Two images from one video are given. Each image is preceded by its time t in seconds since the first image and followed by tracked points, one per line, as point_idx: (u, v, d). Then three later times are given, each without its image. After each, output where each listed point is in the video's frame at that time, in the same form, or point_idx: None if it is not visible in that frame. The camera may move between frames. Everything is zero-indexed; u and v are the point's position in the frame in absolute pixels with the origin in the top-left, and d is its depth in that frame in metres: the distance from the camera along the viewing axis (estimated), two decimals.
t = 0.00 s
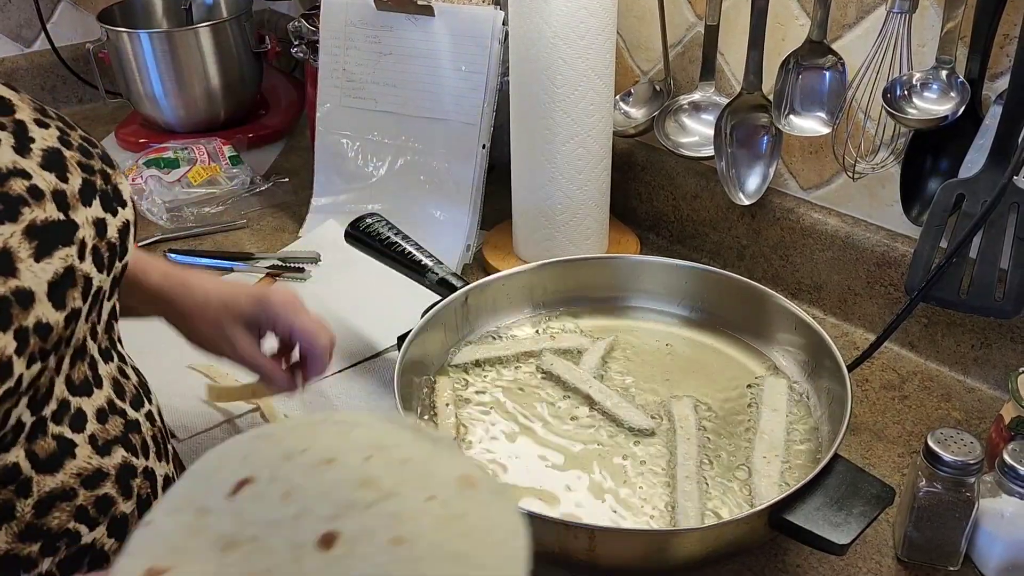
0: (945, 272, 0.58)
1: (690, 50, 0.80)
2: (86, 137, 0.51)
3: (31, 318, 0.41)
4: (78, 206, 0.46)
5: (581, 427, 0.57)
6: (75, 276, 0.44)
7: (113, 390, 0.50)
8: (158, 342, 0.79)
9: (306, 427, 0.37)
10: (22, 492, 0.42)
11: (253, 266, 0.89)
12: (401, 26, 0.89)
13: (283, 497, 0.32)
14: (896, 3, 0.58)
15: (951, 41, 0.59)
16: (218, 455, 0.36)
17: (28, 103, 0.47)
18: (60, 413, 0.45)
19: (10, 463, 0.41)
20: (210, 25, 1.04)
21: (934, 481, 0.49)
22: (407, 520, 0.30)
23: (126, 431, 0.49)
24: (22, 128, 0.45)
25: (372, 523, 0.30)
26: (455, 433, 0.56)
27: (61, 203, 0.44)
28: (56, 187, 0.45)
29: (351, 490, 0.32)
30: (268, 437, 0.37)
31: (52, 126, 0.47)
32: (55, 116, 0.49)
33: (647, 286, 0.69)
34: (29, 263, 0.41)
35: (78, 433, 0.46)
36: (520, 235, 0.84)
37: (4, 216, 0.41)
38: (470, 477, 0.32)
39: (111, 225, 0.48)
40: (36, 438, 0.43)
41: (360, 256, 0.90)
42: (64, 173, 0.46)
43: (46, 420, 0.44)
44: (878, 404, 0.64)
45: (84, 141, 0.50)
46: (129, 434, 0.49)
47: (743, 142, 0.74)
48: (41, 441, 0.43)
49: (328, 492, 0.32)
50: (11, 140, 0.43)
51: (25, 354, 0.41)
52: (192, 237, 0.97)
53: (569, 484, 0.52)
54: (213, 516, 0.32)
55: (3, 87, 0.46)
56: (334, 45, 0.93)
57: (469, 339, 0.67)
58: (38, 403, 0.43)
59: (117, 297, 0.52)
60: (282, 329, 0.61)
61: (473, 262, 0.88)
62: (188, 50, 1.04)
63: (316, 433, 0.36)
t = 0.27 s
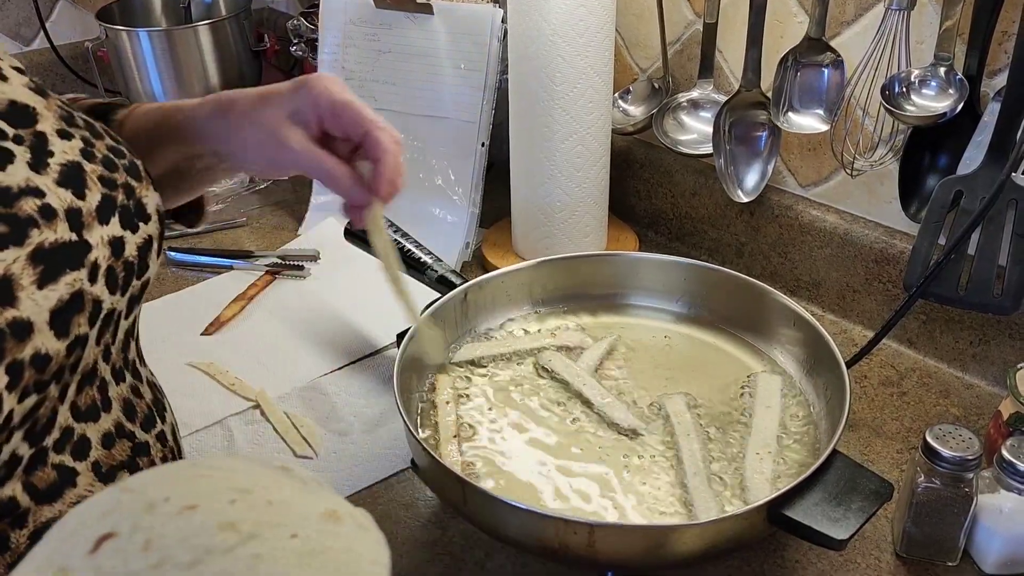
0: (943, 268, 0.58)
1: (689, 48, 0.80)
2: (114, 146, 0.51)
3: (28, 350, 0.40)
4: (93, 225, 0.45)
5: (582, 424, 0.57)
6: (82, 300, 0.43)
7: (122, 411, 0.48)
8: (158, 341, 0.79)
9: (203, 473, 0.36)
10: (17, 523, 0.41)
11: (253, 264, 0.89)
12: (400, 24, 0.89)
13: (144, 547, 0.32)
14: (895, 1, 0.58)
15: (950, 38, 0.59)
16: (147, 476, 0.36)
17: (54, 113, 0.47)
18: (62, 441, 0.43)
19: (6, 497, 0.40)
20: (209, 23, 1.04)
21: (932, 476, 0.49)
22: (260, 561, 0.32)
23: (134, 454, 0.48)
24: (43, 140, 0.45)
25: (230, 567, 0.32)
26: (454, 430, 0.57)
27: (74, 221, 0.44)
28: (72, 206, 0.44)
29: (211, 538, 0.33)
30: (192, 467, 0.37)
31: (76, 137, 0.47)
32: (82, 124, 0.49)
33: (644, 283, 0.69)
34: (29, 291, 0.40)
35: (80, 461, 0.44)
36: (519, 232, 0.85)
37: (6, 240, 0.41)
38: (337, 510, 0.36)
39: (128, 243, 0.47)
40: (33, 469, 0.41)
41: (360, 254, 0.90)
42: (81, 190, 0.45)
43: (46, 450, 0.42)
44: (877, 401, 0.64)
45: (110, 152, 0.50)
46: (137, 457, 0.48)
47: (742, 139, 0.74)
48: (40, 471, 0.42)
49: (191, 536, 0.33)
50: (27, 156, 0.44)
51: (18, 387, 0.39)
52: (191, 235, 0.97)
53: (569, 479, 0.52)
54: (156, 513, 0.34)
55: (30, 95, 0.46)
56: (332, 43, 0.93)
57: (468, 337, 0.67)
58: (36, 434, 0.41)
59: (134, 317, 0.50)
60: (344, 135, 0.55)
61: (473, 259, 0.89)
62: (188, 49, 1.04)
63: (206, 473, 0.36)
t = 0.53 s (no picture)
0: (941, 264, 0.58)
1: (686, 45, 0.80)
2: (138, 152, 0.47)
3: (20, 375, 0.38)
4: (104, 241, 0.43)
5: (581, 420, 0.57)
6: (84, 319, 0.41)
7: (125, 422, 0.45)
8: (154, 339, 0.79)
9: (189, 494, 0.37)
10: (12, 542, 0.39)
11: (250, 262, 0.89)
12: (397, 21, 0.89)
13: (127, 566, 0.34)
14: None
15: (947, 34, 0.59)
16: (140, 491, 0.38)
17: (78, 116, 0.44)
18: (62, 460, 0.42)
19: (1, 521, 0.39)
20: (206, 21, 1.04)
21: (929, 473, 0.49)
22: None
23: (136, 463, 0.45)
24: (61, 147, 0.42)
25: None
26: (451, 427, 0.57)
27: (84, 237, 0.42)
28: (83, 220, 0.42)
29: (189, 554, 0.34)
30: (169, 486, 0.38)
31: (98, 144, 0.44)
32: (105, 128, 0.46)
33: (641, 280, 0.68)
34: (27, 314, 0.38)
35: (78, 477, 0.42)
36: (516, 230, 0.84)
37: (5, 260, 0.38)
38: (315, 532, 0.36)
39: (141, 260, 0.45)
40: (31, 491, 0.40)
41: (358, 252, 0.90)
42: (96, 205, 0.43)
43: (43, 472, 0.40)
44: (874, 397, 0.65)
45: (133, 160, 0.46)
46: (139, 467, 0.46)
47: (740, 137, 0.74)
48: (38, 492, 0.40)
49: (168, 556, 0.34)
50: (43, 165, 0.41)
51: (7, 414, 0.38)
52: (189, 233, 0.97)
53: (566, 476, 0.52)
54: (139, 533, 0.35)
55: (54, 95, 0.43)
56: (329, 41, 0.93)
57: (465, 335, 0.67)
58: (27, 458, 0.40)
59: (141, 327, 0.47)
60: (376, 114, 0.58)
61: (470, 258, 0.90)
62: (185, 47, 1.04)
63: (193, 495, 0.37)
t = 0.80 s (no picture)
0: (935, 258, 0.57)
1: (680, 39, 0.80)
2: (120, 141, 0.45)
3: (12, 371, 0.36)
4: (90, 232, 0.40)
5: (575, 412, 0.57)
6: (74, 312, 0.39)
7: (121, 421, 0.44)
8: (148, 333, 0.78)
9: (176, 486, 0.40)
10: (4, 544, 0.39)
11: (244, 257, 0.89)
12: (391, 15, 0.89)
13: (112, 556, 0.36)
14: None
15: (941, 28, 0.59)
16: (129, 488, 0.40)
17: (55, 106, 0.42)
18: (55, 458, 0.40)
19: None
20: (198, 14, 1.03)
21: (923, 466, 0.49)
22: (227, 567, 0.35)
23: (131, 464, 0.45)
24: (39, 139, 0.40)
25: (198, 572, 0.35)
26: (444, 420, 0.57)
27: (68, 229, 0.39)
28: (66, 211, 0.39)
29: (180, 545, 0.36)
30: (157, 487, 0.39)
31: (77, 133, 0.42)
32: (85, 118, 0.44)
33: (635, 274, 0.68)
34: (14, 309, 0.36)
35: (73, 476, 0.42)
36: (511, 223, 0.84)
37: None
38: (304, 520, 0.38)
39: (128, 249, 0.42)
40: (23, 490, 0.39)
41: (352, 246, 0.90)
42: (78, 195, 0.40)
43: (36, 470, 0.39)
44: (869, 391, 0.65)
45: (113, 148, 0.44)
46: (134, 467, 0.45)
47: (733, 130, 0.74)
48: (30, 491, 0.39)
49: (156, 547, 0.36)
50: (21, 157, 0.39)
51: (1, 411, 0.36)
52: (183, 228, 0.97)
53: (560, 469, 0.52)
54: (125, 524, 0.37)
55: (27, 85, 0.41)
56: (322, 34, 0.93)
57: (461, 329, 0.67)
58: (25, 454, 0.38)
59: (138, 319, 0.45)
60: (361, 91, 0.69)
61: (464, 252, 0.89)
62: (177, 40, 1.03)
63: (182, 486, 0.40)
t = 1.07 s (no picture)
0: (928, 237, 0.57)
1: (674, 16, 0.79)
2: (79, 126, 0.50)
3: (20, 332, 0.40)
4: (69, 206, 0.45)
5: (568, 390, 0.57)
6: (64, 280, 0.44)
7: (97, 387, 0.50)
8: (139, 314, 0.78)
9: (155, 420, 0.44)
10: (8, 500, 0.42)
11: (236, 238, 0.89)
12: None
13: (105, 488, 0.40)
14: None
15: (936, 5, 0.58)
16: (110, 423, 0.44)
17: (17, 91, 0.46)
18: (43, 418, 0.45)
19: None
20: None
21: (915, 444, 0.49)
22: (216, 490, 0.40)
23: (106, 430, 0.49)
24: (11, 120, 0.43)
25: (190, 495, 0.39)
26: (440, 399, 0.56)
27: (52, 203, 0.44)
28: (48, 185, 0.44)
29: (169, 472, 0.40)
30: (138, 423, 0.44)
31: (41, 116, 0.46)
32: (46, 103, 0.48)
33: (629, 253, 0.68)
34: (19, 275, 0.40)
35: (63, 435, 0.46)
36: (504, 202, 0.84)
37: None
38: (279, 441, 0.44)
39: (102, 224, 0.48)
40: (18, 448, 0.43)
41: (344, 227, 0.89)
42: (56, 171, 0.45)
43: (28, 427, 0.43)
44: (861, 369, 0.65)
45: (76, 131, 0.49)
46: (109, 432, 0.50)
47: (727, 108, 0.73)
48: (26, 446, 0.43)
49: (147, 474, 0.40)
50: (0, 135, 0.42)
51: (15, 369, 0.40)
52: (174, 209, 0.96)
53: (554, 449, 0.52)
54: (113, 458, 0.41)
55: None
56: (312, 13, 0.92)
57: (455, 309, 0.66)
58: (17, 413, 0.43)
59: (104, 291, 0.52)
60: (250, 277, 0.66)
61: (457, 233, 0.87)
62: (166, 19, 1.02)
63: (158, 419, 0.44)
